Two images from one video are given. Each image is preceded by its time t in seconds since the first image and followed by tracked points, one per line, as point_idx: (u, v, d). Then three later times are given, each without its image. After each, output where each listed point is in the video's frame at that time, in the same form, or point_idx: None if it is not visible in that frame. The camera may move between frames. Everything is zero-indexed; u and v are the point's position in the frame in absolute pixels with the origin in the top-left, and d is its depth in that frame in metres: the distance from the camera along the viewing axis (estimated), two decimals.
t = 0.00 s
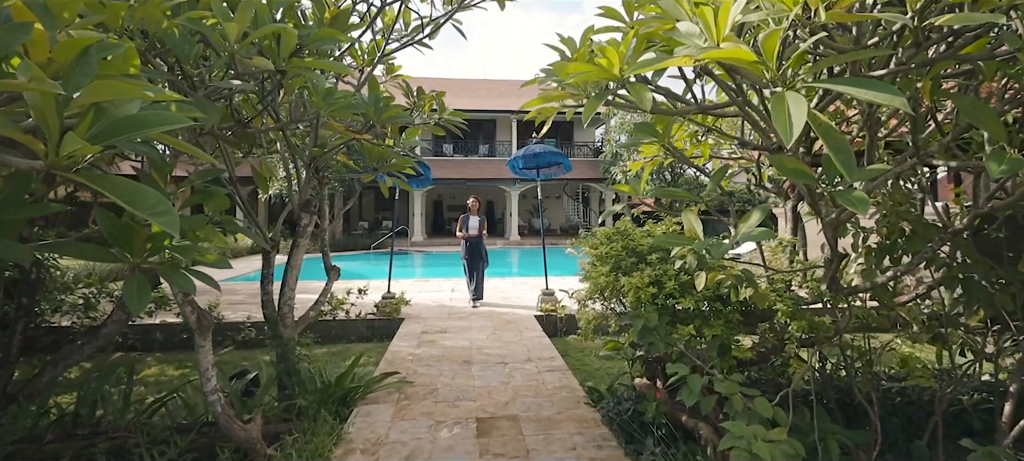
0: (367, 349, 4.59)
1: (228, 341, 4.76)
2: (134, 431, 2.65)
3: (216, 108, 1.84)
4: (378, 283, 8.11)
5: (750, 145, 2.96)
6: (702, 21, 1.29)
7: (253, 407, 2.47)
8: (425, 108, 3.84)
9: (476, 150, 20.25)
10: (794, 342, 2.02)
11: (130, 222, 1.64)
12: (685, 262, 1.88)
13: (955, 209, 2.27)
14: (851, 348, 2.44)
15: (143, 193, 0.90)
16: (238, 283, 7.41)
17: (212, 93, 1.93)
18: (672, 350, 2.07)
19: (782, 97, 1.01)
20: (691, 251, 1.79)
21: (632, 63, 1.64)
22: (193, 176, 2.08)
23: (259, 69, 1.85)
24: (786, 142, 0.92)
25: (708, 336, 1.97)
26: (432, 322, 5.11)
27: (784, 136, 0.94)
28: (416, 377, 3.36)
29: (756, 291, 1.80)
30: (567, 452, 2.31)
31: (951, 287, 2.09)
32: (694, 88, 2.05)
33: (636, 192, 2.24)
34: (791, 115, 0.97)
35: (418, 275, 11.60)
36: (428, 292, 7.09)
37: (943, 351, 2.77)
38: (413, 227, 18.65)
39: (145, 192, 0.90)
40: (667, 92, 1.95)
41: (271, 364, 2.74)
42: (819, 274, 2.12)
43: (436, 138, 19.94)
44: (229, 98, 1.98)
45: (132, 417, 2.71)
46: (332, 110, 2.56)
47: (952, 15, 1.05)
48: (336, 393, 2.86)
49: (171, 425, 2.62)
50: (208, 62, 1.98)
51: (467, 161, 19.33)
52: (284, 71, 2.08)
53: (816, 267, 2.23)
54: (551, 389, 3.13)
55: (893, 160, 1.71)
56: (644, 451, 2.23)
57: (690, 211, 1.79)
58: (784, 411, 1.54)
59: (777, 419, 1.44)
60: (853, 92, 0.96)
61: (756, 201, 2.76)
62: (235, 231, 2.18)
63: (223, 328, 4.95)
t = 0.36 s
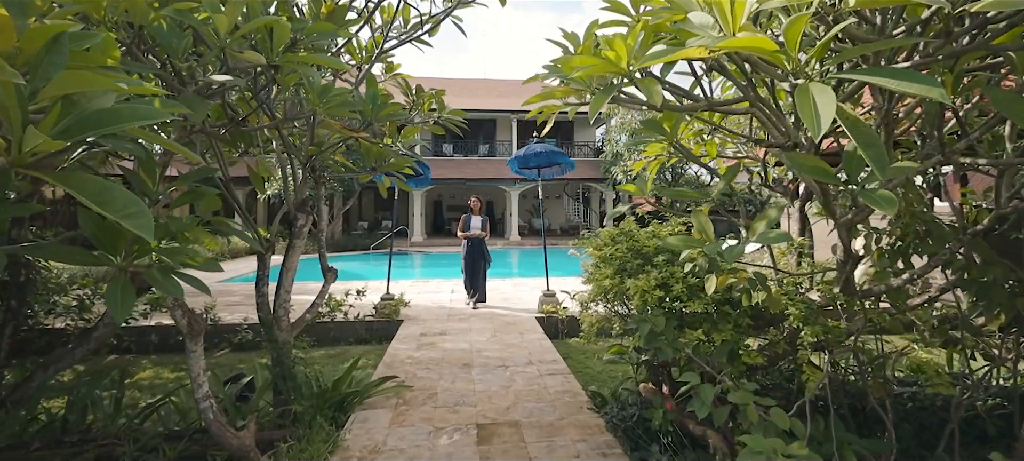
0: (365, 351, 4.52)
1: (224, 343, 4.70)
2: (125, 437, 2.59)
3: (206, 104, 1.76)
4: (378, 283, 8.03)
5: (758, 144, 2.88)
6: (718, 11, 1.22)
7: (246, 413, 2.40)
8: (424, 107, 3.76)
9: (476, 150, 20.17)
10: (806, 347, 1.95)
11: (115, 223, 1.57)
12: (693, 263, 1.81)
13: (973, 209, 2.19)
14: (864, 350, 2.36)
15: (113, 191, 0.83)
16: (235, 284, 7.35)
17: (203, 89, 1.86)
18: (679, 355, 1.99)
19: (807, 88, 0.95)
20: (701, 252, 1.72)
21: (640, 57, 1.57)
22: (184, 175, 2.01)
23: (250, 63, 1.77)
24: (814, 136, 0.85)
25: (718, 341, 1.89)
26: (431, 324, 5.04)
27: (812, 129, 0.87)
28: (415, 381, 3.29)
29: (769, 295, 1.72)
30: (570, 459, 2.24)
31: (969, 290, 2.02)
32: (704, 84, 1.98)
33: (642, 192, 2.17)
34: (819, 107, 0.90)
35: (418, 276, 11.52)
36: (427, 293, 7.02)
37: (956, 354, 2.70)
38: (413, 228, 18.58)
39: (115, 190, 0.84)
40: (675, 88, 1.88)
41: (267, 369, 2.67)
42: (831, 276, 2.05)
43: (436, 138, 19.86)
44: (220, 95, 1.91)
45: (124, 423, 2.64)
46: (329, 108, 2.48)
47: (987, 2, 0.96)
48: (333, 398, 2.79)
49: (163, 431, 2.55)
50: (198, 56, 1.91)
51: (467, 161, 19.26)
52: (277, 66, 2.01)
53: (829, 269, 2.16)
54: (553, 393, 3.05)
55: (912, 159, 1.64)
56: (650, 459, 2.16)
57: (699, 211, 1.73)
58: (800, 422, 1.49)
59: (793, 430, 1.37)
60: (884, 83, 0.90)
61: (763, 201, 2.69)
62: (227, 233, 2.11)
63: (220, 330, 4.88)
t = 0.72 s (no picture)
0: (363, 354, 4.45)
1: (219, 346, 4.62)
2: (114, 445, 2.51)
3: (194, 100, 1.68)
4: (376, 284, 7.96)
5: (766, 143, 2.80)
6: None
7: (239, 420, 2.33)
8: (423, 105, 3.68)
9: (476, 150, 20.10)
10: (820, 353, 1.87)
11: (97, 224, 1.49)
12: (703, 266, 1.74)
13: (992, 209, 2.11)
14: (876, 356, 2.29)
15: (80, 191, 0.76)
16: (233, 285, 7.27)
17: (193, 85, 1.78)
18: (687, 361, 1.92)
19: (835, 79, 0.87)
20: (711, 254, 1.65)
21: (649, 51, 1.50)
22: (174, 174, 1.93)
23: (240, 57, 1.70)
24: (849, 130, 0.78)
25: (728, 347, 1.82)
26: (430, 326, 4.96)
27: (846, 124, 0.79)
28: (413, 386, 3.21)
29: (783, 299, 1.65)
30: None
31: (988, 294, 1.94)
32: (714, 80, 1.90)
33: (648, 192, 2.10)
34: (851, 99, 0.83)
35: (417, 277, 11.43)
36: (426, 294, 6.94)
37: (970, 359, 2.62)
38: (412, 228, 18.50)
39: (81, 190, 0.76)
40: (684, 85, 1.81)
41: (261, 374, 2.59)
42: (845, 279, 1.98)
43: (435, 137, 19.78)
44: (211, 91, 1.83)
45: (114, 429, 2.56)
46: (325, 105, 2.40)
47: None
48: (329, 404, 2.71)
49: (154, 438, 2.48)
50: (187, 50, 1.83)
51: (467, 161, 19.18)
52: (270, 61, 1.93)
53: (841, 272, 2.08)
54: (555, 398, 2.98)
55: (933, 157, 1.57)
56: None
57: (710, 213, 1.66)
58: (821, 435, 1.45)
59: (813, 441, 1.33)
60: (922, 74, 0.83)
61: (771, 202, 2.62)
62: (218, 234, 2.03)
63: (215, 332, 4.81)
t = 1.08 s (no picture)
0: (361, 358, 4.36)
1: (215, 348, 4.53)
2: (103, 453, 2.43)
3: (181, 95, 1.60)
4: (375, 285, 7.87)
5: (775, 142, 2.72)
6: None
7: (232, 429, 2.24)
8: (422, 102, 3.59)
9: (476, 149, 20.02)
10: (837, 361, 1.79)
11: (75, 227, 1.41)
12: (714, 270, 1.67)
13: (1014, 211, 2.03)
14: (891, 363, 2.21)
15: (35, 192, 0.67)
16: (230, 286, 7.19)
17: (181, 79, 1.71)
18: (698, 368, 1.84)
19: (873, 69, 0.79)
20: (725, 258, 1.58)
21: (660, 43, 1.41)
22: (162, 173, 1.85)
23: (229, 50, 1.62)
24: (896, 124, 0.70)
25: (740, 354, 1.74)
26: (430, 329, 4.88)
27: (891, 117, 0.71)
28: (412, 391, 3.13)
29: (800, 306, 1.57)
30: None
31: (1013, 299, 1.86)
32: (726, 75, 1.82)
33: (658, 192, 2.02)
34: (894, 89, 0.75)
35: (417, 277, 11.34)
36: (426, 295, 6.86)
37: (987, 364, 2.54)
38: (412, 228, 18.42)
39: (37, 191, 0.67)
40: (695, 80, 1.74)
41: (255, 380, 2.52)
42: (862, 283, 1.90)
43: (435, 137, 19.70)
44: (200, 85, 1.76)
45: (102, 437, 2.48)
46: (321, 101, 2.31)
47: None
48: (325, 410, 2.63)
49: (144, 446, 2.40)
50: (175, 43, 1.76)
51: (467, 161, 19.09)
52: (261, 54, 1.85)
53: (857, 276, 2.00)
54: (558, 404, 2.90)
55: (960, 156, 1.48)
56: None
57: (723, 214, 1.58)
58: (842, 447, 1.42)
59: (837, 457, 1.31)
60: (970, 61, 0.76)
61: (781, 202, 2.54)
62: (209, 236, 1.94)
63: (211, 335, 4.72)
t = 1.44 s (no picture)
0: (358, 361, 4.27)
1: (210, 351, 4.44)
2: None
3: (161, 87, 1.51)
4: (374, 285, 7.79)
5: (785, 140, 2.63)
6: None
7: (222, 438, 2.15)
8: (420, 99, 3.49)
9: (475, 149, 19.94)
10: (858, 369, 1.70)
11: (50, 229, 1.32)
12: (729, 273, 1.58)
13: None
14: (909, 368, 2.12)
15: None
16: (226, 288, 7.10)
17: (163, 71, 1.62)
18: (710, 377, 1.75)
19: (927, 54, 0.72)
20: (741, 260, 1.49)
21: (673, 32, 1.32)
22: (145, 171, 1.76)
23: (212, 39, 1.53)
24: (965, 111, 0.62)
25: (754, 361, 1.66)
26: (429, 331, 4.79)
27: (956, 106, 0.64)
28: (410, 396, 3.04)
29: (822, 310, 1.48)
30: None
31: None
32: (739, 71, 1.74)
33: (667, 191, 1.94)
34: (954, 71, 0.67)
35: (416, 278, 11.25)
36: (425, 296, 6.77)
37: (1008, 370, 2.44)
38: (411, 228, 18.33)
39: None
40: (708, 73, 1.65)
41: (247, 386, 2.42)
42: (882, 286, 1.81)
43: (434, 136, 19.62)
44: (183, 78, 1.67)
45: (88, 445, 2.39)
46: (316, 97, 2.21)
47: None
48: (320, 418, 2.54)
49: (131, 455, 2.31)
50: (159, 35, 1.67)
51: (466, 160, 19.01)
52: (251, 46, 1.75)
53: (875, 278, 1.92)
54: (561, 410, 2.80)
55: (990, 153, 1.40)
56: None
57: (739, 213, 1.49)
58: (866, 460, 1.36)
59: None
60: None
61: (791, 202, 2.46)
62: (197, 237, 1.85)
63: (206, 337, 4.63)
